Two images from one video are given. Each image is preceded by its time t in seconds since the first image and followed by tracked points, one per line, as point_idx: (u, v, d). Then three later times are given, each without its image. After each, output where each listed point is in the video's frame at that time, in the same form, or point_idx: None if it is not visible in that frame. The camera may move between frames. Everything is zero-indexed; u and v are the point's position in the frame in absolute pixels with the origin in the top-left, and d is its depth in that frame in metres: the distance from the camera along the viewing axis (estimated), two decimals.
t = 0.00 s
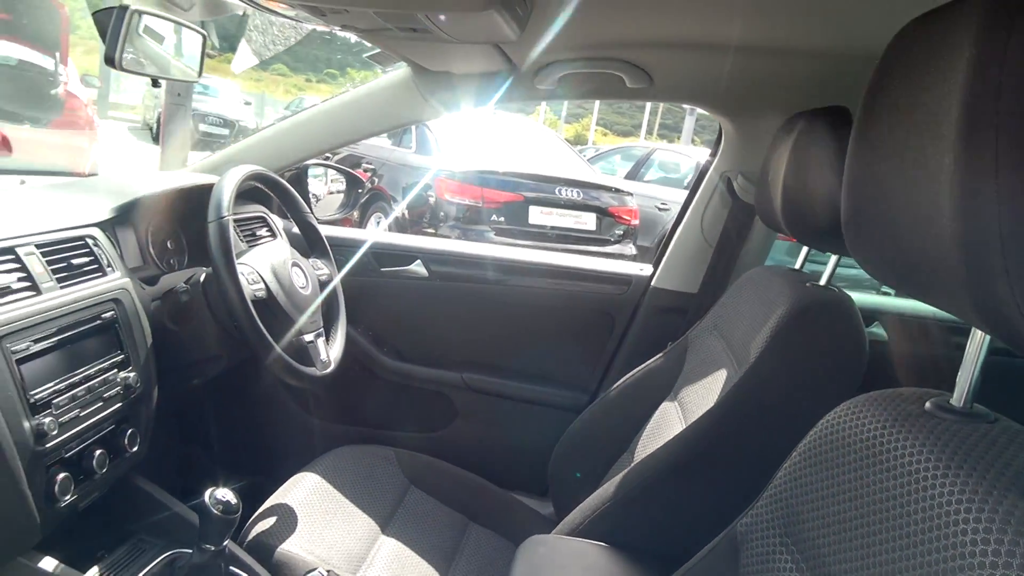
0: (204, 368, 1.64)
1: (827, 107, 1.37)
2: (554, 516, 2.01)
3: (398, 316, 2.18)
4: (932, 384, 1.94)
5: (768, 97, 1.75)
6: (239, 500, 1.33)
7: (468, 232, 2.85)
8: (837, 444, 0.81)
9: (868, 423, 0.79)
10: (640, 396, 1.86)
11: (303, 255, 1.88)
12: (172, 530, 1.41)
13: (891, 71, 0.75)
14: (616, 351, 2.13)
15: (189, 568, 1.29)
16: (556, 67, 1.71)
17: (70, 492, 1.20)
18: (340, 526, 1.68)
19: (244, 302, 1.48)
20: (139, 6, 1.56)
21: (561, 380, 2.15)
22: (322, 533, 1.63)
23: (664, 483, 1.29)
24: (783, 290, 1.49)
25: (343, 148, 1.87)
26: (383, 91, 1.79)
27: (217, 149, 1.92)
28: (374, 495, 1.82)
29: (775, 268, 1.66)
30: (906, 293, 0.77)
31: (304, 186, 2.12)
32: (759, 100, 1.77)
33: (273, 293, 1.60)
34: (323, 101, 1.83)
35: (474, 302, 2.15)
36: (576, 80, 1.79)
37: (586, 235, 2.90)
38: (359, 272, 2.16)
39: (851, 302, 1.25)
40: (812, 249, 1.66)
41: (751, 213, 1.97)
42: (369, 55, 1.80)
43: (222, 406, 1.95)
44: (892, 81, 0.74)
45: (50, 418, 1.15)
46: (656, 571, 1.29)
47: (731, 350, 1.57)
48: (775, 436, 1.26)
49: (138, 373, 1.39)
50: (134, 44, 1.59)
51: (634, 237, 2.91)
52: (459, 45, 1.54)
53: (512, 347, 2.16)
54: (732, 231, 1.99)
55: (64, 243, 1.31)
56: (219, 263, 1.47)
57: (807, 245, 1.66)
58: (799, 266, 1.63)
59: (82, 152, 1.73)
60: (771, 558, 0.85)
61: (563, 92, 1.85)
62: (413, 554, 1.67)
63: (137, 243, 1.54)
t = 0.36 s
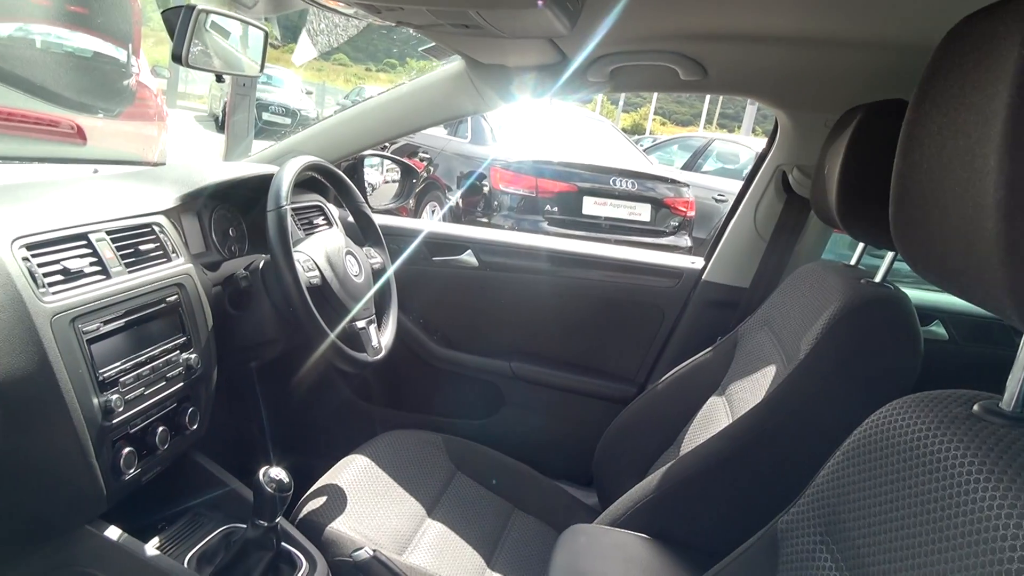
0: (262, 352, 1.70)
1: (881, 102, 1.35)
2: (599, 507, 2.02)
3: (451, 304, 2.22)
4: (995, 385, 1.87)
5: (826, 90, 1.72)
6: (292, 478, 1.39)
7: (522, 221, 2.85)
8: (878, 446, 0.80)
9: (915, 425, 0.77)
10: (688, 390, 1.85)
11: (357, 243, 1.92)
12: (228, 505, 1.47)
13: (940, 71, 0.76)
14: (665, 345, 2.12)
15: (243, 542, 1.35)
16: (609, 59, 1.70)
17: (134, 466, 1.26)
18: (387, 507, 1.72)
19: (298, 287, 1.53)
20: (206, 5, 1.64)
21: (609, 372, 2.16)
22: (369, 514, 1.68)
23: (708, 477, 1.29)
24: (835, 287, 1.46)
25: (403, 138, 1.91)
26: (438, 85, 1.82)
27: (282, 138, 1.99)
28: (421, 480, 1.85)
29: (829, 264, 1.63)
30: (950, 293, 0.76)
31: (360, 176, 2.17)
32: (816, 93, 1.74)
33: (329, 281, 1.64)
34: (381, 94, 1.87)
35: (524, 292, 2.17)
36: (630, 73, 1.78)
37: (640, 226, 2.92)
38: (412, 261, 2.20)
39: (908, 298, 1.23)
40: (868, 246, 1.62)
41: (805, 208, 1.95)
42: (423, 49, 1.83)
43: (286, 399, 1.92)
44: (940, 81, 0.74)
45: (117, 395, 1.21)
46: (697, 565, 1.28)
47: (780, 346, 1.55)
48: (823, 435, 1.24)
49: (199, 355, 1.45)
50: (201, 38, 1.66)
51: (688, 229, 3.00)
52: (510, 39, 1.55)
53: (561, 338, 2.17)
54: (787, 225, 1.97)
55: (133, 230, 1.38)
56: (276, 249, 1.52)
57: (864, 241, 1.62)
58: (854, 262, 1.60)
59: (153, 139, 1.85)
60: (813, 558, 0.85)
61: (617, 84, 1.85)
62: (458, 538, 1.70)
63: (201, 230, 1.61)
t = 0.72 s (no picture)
0: (298, 323, 1.74)
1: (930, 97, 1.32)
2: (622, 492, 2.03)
3: (485, 285, 2.24)
4: None
5: (877, 84, 1.68)
6: (321, 447, 1.42)
7: (561, 204, 2.85)
8: (898, 447, 0.80)
9: (938, 429, 0.76)
10: (717, 380, 1.84)
11: (395, 220, 1.95)
12: (260, 470, 1.53)
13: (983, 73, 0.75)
14: (697, 335, 2.11)
15: (273, 505, 1.40)
16: (653, 45, 1.69)
17: (171, 427, 1.32)
18: (413, 480, 1.75)
19: (335, 261, 1.56)
20: None
21: (640, 359, 2.16)
22: (396, 486, 1.72)
23: (730, 468, 1.29)
24: (872, 284, 1.44)
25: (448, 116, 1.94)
26: (479, 66, 1.84)
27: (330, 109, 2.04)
28: (447, 456, 1.88)
29: (868, 261, 1.61)
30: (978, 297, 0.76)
31: (401, 153, 2.19)
32: (865, 86, 1.70)
33: (365, 257, 1.66)
34: (423, 73, 1.90)
35: (558, 276, 2.17)
36: (675, 59, 1.76)
37: (683, 215, 2.87)
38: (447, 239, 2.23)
39: (945, 300, 1.22)
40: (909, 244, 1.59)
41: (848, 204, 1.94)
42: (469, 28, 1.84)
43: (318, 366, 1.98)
44: (981, 84, 0.74)
45: (157, 358, 1.26)
46: (714, 554, 1.29)
47: (812, 342, 1.54)
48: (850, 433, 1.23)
49: (237, 323, 1.49)
50: (249, 12, 1.69)
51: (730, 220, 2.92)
52: (553, 22, 1.54)
53: (592, 323, 2.17)
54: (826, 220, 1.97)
55: (177, 199, 1.42)
56: (314, 222, 1.55)
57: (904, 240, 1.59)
58: (893, 261, 1.57)
59: (202, 109, 1.90)
60: (828, 554, 0.85)
61: (660, 70, 1.83)
62: (481, 514, 1.73)
63: (244, 201, 1.65)
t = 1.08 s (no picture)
0: (334, 296, 1.75)
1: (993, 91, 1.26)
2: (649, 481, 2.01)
3: (523, 265, 2.23)
4: None
5: (938, 75, 1.60)
6: (349, 421, 1.44)
7: (607, 187, 2.85)
8: (927, 458, 0.77)
9: (970, 443, 0.73)
10: (753, 374, 1.80)
11: (434, 197, 1.94)
12: (289, 439, 1.55)
13: None
14: (735, 327, 2.07)
15: (300, 475, 1.42)
16: (703, 28, 1.64)
17: (204, 393, 1.35)
18: (440, 457, 1.77)
19: (370, 237, 1.56)
20: None
21: (675, 348, 2.13)
22: (423, 462, 1.73)
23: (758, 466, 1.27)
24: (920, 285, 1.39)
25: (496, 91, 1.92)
26: (526, 45, 1.80)
27: (376, 82, 2.03)
28: (476, 436, 1.89)
29: (917, 261, 1.55)
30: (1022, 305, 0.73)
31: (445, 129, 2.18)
32: (926, 77, 1.63)
33: (402, 235, 1.66)
34: (469, 48, 1.89)
35: (596, 260, 2.15)
36: (726, 43, 1.71)
37: (729, 201, 2.77)
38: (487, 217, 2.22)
39: (993, 306, 1.17)
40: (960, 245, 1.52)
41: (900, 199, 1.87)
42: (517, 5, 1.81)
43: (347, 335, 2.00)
44: None
45: (192, 324, 1.28)
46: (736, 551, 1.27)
47: (853, 341, 1.49)
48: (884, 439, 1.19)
49: (273, 293, 1.51)
50: None
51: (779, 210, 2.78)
52: None
53: (628, 310, 2.15)
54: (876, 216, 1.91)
55: (219, 168, 1.43)
56: (352, 197, 1.55)
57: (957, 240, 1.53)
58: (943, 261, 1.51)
59: (256, 77, 1.97)
60: (849, 563, 0.83)
61: (710, 53, 1.78)
62: (505, 495, 1.74)
63: (286, 172, 1.67)
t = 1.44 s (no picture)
0: (373, 275, 1.76)
1: None
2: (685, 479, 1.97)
3: (568, 251, 2.20)
4: None
5: (1015, 67, 1.50)
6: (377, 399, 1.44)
7: (665, 174, 2.77)
8: (965, 479, 0.72)
9: (1012, 465, 0.68)
10: (800, 374, 1.71)
11: (479, 179, 1.93)
12: (322, 415, 1.56)
13: None
14: (783, 325, 2.00)
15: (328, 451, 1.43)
16: (763, 12, 1.58)
17: (239, 365, 1.36)
18: (471, 441, 1.76)
19: (409, 217, 1.56)
20: None
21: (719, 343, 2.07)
22: (454, 445, 1.73)
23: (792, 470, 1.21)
24: (979, 291, 1.31)
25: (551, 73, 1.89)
26: (581, 29, 1.76)
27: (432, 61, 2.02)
28: (510, 421, 1.88)
29: (979, 264, 1.46)
30: None
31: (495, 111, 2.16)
32: (1002, 70, 1.53)
33: (442, 216, 1.66)
34: (522, 31, 1.86)
35: (642, 251, 2.10)
36: (788, 28, 1.64)
37: (793, 193, 2.68)
38: (533, 202, 2.20)
39: None
40: None
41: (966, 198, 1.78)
42: None
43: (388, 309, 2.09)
44: None
45: (229, 297, 1.30)
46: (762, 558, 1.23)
47: (904, 346, 1.42)
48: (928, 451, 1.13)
49: (312, 269, 1.52)
50: None
51: (847, 204, 2.66)
52: None
53: (672, 302, 2.09)
54: (941, 214, 1.81)
55: (263, 142, 1.44)
56: (394, 177, 1.55)
57: None
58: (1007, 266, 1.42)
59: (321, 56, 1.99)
60: None
61: (770, 39, 1.71)
62: (535, 483, 1.72)
63: (333, 149, 1.68)
